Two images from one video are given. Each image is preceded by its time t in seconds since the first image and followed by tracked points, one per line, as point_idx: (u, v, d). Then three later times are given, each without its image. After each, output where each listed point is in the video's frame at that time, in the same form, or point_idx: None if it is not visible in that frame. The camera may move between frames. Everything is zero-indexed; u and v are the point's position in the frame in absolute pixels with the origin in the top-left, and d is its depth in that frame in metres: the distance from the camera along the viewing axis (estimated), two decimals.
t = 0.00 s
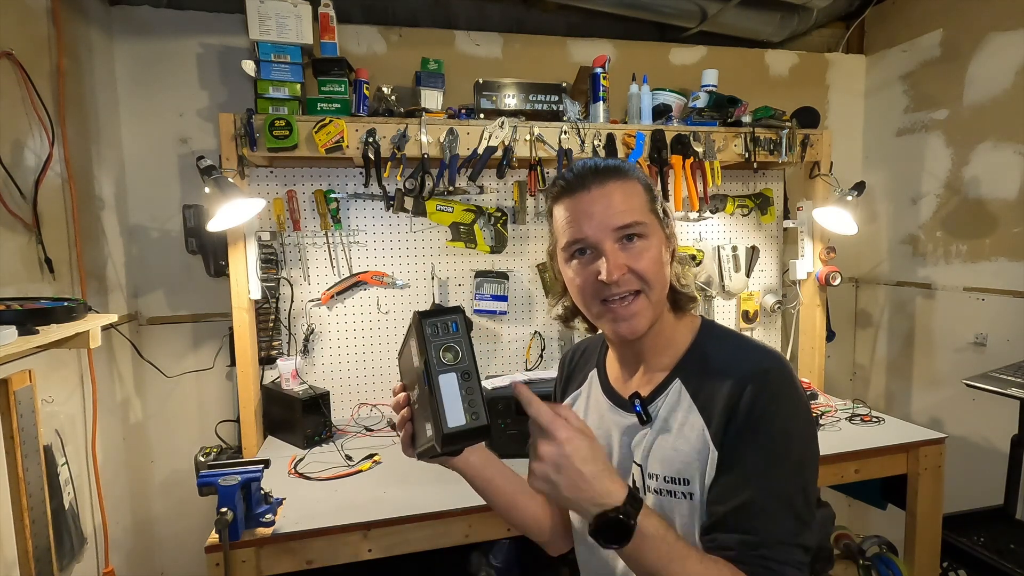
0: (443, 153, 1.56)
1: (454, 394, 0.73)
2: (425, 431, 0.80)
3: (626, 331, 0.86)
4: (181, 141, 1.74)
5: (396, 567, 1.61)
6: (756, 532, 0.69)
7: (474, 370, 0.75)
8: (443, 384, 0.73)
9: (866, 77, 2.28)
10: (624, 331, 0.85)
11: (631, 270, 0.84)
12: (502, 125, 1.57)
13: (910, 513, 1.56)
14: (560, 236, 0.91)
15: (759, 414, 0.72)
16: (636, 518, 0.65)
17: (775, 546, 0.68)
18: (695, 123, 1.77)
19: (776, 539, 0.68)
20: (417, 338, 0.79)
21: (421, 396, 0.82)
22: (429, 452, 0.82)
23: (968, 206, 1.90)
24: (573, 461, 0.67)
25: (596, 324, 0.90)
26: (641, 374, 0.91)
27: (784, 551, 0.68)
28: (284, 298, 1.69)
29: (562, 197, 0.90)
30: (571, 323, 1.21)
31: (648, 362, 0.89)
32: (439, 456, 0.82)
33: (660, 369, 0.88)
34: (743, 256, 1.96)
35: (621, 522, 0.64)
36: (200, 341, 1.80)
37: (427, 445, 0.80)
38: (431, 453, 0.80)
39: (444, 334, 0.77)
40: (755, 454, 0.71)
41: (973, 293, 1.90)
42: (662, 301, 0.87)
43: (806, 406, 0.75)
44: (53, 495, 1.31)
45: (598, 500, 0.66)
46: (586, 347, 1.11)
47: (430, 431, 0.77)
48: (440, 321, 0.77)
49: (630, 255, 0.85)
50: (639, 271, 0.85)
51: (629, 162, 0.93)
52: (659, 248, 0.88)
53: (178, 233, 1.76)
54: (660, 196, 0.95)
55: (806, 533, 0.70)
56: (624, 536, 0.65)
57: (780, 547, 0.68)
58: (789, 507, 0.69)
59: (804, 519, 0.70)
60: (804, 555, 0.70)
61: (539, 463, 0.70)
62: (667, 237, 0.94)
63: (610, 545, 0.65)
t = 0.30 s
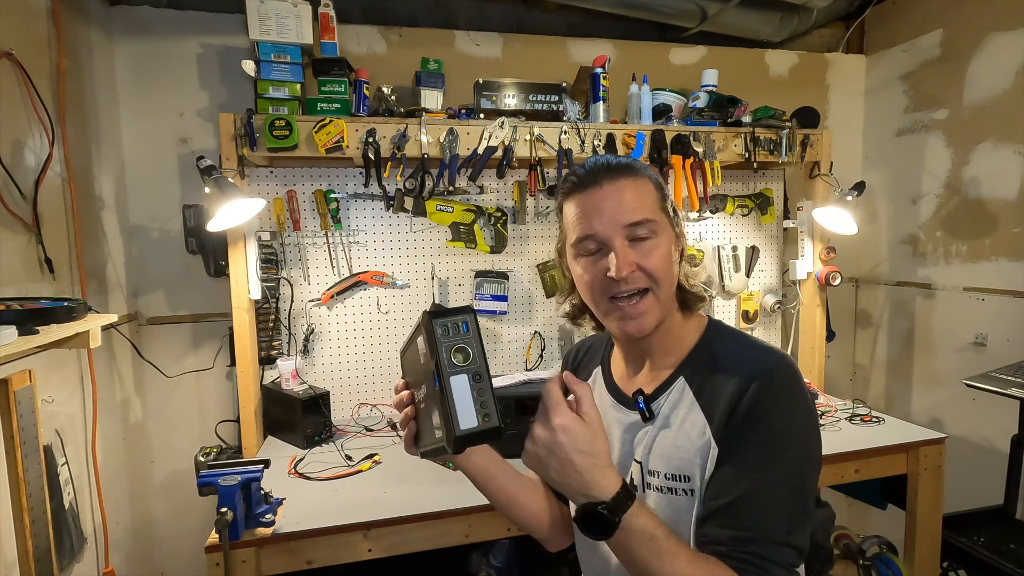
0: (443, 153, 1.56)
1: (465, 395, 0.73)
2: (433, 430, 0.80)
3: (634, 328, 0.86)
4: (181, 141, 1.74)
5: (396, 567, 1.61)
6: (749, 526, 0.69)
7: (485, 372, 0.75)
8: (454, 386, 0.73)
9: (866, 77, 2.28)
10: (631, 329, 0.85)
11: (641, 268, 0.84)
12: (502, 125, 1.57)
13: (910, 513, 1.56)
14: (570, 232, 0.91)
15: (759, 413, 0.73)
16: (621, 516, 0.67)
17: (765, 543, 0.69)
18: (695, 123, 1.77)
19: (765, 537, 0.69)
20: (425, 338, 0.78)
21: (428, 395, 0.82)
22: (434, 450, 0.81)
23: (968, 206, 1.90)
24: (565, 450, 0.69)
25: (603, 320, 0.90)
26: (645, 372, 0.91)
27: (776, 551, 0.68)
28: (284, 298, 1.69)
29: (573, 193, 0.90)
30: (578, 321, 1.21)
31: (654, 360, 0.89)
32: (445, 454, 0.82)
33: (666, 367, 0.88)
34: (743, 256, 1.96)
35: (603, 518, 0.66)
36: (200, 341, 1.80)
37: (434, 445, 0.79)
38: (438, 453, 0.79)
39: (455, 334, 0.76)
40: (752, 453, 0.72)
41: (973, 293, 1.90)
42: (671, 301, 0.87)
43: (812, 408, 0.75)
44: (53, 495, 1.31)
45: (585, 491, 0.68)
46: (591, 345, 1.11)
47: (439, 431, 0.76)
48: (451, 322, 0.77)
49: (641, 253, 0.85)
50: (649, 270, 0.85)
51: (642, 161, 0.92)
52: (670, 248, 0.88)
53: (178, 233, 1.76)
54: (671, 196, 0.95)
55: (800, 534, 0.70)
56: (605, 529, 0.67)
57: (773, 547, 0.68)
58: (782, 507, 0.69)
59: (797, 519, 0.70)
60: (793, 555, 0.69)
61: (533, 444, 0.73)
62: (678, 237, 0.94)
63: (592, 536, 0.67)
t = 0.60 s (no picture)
0: (443, 153, 1.56)
1: (471, 387, 0.73)
2: (434, 425, 0.80)
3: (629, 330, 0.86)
4: (181, 141, 1.74)
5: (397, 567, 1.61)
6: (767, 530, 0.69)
7: (491, 365, 0.75)
8: (460, 377, 0.73)
9: (866, 77, 2.28)
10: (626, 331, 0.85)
11: (635, 270, 0.84)
12: (502, 125, 1.57)
13: (910, 513, 1.56)
14: (563, 234, 0.91)
15: (770, 418, 0.73)
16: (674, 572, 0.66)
17: (811, 551, 0.68)
18: (695, 123, 1.77)
19: (810, 544, 0.68)
20: (430, 332, 0.79)
21: (428, 392, 0.83)
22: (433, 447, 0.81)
23: (968, 206, 1.90)
24: (616, 548, 0.61)
25: (598, 323, 0.90)
26: (642, 374, 0.91)
27: (816, 553, 0.68)
28: (283, 299, 1.69)
29: (565, 196, 0.91)
30: (572, 321, 1.21)
31: (651, 362, 0.89)
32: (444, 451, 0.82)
33: (664, 368, 0.88)
34: (743, 256, 1.96)
35: None
36: (200, 341, 1.80)
37: (434, 441, 0.79)
38: (438, 448, 0.79)
39: (461, 328, 0.77)
40: (770, 458, 0.72)
41: (973, 293, 1.90)
42: (666, 301, 0.87)
43: (818, 408, 0.75)
44: (53, 495, 1.31)
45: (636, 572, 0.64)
46: (587, 345, 1.11)
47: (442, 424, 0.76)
48: (457, 316, 0.78)
49: (634, 254, 0.85)
50: (643, 271, 0.84)
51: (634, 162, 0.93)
52: (664, 249, 0.88)
53: (178, 233, 1.76)
54: (665, 197, 0.95)
55: (834, 532, 0.70)
56: None
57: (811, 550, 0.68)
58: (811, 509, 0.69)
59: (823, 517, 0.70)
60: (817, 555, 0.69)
61: (577, 552, 0.64)
62: (672, 238, 0.94)
63: None
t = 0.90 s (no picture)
0: (443, 154, 1.56)
1: (472, 388, 0.73)
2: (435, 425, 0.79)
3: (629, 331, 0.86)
4: (181, 141, 1.74)
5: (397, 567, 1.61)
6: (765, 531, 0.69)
7: (492, 365, 0.75)
8: (461, 378, 0.73)
9: (866, 77, 2.28)
10: (626, 332, 0.85)
11: (635, 271, 0.84)
12: (502, 125, 1.57)
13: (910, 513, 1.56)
14: (563, 235, 0.91)
15: (769, 421, 0.73)
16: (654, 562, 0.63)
17: (800, 556, 0.68)
18: (695, 123, 1.77)
19: (801, 550, 0.69)
20: (430, 332, 0.79)
21: (429, 392, 0.82)
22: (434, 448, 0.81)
23: (968, 206, 1.91)
24: (584, 522, 0.62)
25: (598, 323, 0.90)
26: (643, 374, 0.91)
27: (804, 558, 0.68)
28: (284, 299, 1.69)
29: (565, 197, 0.91)
30: (573, 322, 1.21)
31: (652, 362, 0.89)
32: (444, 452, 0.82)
33: (664, 369, 0.88)
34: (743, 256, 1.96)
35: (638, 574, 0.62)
36: (200, 341, 1.80)
37: (434, 441, 0.79)
38: (439, 448, 0.79)
39: (460, 328, 0.77)
40: (766, 461, 0.72)
41: (973, 293, 1.90)
42: (666, 302, 0.87)
43: (816, 413, 0.75)
44: (53, 495, 1.31)
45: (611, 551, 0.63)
46: (588, 345, 1.11)
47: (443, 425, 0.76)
48: (456, 316, 0.78)
49: (634, 255, 0.85)
50: (643, 272, 0.84)
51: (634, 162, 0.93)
52: (665, 249, 0.88)
53: (178, 233, 1.76)
54: (665, 197, 0.95)
55: (825, 539, 0.70)
56: None
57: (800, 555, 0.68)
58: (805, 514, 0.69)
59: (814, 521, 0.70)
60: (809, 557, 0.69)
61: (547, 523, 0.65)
62: (672, 238, 0.94)
63: None
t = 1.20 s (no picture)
0: (443, 153, 1.56)
1: (469, 391, 0.73)
2: (434, 428, 0.79)
3: (629, 330, 0.86)
4: (181, 141, 1.74)
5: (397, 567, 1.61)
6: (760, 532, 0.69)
7: (489, 367, 0.75)
8: (458, 380, 0.73)
9: (866, 77, 2.28)
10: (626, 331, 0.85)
11: (635, 270, 0.84)
12: (502, 125, 1.57)
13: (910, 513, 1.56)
14: (563, 235, 0.91)
15: (765, 418, 0.73)
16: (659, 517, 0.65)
17: (785, 553, 0.69)
18: (695, 123, 1.77)
19: (788, 546, 0.69)
20: (427, 335, 0.79)
21: (428, 394, 0.82)
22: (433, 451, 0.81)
23: (968, 206, 1.90)
24: (598, 457, 0.66)
25: (598, 322, 0.90)
26: (642, 374, 0.91)
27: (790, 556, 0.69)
28: (284, 299, 1.69)
29: (565, 196, 0.91)
30: (574, 322, 1.21)
31: (651, 362, 0.89)
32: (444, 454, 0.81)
33: (663, 369, 0.88)
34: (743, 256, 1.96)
35: (644, 521, 0.64)
36: (200, 341, 1.80)
37: (434, 443, 0.79)
38: (437, 451, 0.79)
39: (457, 330, 0.77)
40: (760, 458, 0.72)
41: (973, 293, 1.90)
42: (666, 301, 0.87)
43: (812, 414, 0.75)
44: (53, 495, 1.31)
45: (617, 495, 0.65)
46: (589, 345, 1.11)
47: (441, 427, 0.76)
48: (453, 319, 0.78)
49: (633, 254, 0.85)
50: (643, 271, 0.84)
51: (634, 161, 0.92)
52: (665, 249, 0.88)
53: (178, 233, 1.76)
54: (665, 196, 0.95)
55: (815, 539, 0.71)
56: (642, 536, 0.64)
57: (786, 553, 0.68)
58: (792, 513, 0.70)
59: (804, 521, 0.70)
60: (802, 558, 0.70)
61: (564, 450, 0.68)
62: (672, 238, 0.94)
63: (627, 541, 0.65)
